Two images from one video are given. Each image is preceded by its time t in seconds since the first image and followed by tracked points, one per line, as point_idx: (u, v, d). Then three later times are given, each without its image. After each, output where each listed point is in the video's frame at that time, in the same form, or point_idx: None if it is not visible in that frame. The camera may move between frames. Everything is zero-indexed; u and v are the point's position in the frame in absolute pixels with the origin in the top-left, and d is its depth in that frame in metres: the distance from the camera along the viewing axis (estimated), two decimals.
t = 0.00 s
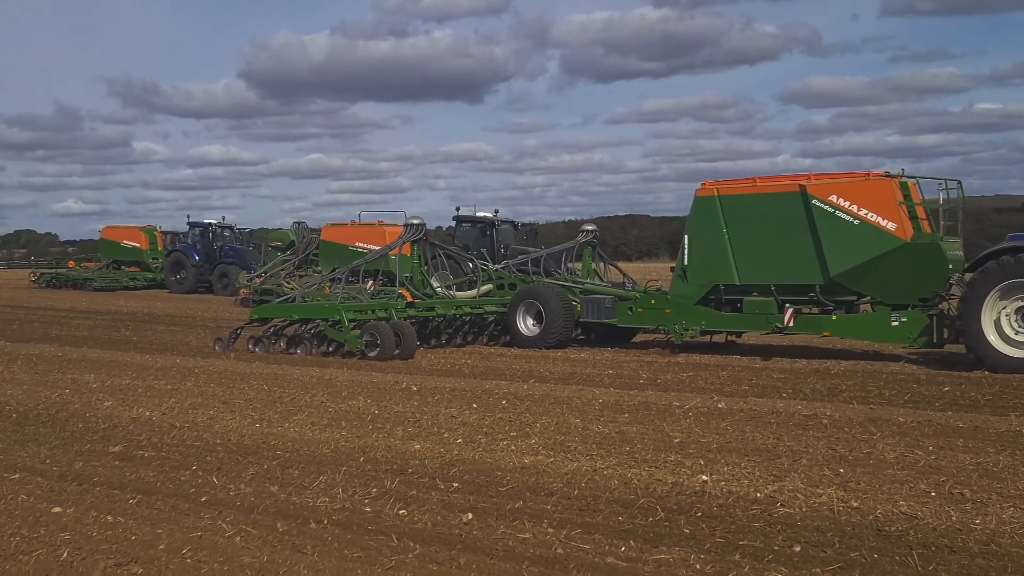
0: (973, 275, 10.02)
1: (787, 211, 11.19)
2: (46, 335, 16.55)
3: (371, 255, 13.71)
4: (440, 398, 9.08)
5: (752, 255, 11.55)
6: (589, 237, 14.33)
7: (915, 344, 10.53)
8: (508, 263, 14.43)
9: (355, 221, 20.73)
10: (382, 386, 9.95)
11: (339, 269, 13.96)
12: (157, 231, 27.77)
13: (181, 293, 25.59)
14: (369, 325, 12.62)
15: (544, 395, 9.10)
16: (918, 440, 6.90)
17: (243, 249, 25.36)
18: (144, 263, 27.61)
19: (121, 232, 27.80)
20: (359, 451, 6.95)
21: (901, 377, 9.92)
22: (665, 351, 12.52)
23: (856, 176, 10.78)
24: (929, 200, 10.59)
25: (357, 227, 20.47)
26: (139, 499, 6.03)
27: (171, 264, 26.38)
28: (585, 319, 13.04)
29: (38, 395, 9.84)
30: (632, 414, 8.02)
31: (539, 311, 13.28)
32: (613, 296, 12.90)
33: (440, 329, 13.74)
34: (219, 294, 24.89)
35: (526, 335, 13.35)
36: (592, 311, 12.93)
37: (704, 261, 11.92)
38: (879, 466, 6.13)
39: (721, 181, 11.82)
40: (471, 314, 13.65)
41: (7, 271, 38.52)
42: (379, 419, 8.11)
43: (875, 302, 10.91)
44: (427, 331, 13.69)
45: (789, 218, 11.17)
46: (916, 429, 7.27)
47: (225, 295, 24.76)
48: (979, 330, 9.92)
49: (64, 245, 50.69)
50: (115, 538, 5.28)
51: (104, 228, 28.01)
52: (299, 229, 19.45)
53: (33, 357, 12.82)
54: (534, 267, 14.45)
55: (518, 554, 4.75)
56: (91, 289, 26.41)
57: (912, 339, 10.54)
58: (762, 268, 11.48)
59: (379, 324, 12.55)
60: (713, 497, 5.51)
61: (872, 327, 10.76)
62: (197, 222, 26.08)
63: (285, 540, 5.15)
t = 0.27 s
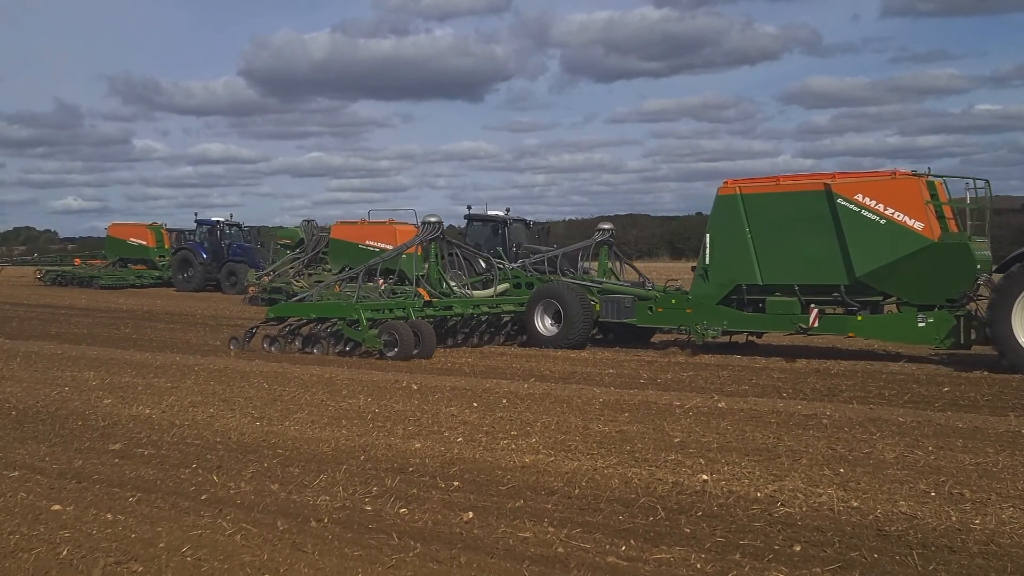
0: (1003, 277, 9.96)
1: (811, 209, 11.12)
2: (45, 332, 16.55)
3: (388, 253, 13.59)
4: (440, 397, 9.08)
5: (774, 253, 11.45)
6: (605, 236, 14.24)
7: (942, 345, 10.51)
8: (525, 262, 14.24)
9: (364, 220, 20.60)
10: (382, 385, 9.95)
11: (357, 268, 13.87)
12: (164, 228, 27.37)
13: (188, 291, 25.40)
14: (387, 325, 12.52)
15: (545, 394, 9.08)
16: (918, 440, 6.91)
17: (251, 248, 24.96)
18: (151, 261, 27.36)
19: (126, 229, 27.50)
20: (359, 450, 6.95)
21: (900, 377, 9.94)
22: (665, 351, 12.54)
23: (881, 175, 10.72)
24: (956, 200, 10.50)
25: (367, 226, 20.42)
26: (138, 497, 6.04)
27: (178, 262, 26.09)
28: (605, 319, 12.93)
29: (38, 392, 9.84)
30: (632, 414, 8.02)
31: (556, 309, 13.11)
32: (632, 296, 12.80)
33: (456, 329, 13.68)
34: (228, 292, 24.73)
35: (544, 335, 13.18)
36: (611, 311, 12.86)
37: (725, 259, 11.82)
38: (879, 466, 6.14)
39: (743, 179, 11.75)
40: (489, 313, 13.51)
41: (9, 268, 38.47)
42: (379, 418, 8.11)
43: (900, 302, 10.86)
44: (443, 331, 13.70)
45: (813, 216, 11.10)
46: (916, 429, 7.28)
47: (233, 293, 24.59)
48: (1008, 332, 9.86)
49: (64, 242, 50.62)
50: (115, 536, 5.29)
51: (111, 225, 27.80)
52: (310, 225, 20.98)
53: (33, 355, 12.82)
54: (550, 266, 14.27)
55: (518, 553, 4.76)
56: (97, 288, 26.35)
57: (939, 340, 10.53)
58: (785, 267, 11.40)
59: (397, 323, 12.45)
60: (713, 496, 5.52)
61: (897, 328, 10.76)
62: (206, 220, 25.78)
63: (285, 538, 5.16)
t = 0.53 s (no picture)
0: None
1: (835, 208, 11.10)
2: (43, 331, 16.55)
3: (405, 252, 13.44)
4: (440, 396, 9.09)
5: (798, 253, 11.43)
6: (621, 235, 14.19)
7: (969, 345, 10.47)
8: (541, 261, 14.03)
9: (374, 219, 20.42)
10: (382, 383, 9.95)
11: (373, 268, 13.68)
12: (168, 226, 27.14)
13: (194, 289, 25.19)
14: (404, 324, 12.30)
15: (545, 393, 9.08)
16: (917, 438, 6.92)
17: (258, 247, 24.59)
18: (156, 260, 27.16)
19: (130, 227, 27.29)
20: (359, 449, 6.96)
21: (899, 376, 9.96)
22: (664, 350, 12.55)
23: (906, 173, 10.64)
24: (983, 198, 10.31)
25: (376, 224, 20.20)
26: (138, 496, 6.04)
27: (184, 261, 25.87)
28: (624, 318, 12.80)
29: (36, 391, 9.84)
30: (632, 413, 8.03)
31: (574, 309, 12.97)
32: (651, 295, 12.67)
33: (473, 329, 13.34)
34: (236, 292, 24.43)
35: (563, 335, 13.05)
36: (630, 311, 12.69)
37: (747, 259, 11.80)
38: (879, 465, 6.15)
39: (766, 178, 11.76)
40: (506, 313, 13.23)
41: (10, 266, 38.43)
42: (379, 417, 8.11)
43: (926, 302, 10.79)
44: (461, 331, 13.27)
45: (838, 215, 11.07)
46: (915, 428, 7.29)
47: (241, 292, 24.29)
48: None
49: (64, 241, 50.53)
50: (115, 535, 5.29)
51: (115, 224, 27.62)
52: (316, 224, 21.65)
53: (32, 354, 12.81)
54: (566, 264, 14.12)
55: (519, 551, 4.76)
56: (103, 287, 26.28)
57: (965, 341, 10.49)
58: (808, 267, 11.37)
59: (415, 323, 12.24)
60: (713, 495, 5.53)
61: (921, 328, 10.74)
62: (213, 218, 25.34)
63: (285, 537, 5.16)
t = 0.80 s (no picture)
0: None
1: (853, 206, 10.83)
2: (36, 332, 16.51)
3: (416, 251, 13.17)
4: (435, 395, 9.09)
5: (816, 252, 11.17)
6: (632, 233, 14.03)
7: (992, 344, 10.28)
8: (553, 260, 13.82)
9: (379, 219, 20.16)
10: (376, 383, 9.95)
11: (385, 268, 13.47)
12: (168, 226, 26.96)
13: (196, 289, 25.01)
14: (418, 325, 12.16)
15: (540, 392, 9.09)
16: (910, 436, 6.94)
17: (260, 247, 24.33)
18: (157, 259, 26.91)
19: (130, 227, 27.08)
20: (354, 448, 6.96)
21: (893, 374, 9.99)
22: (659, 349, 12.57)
23: (926, 170, 10.39)
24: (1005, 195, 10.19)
25: (381, 223, 19.96)
26: (132, 496, 6.03)
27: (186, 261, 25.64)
28: (638, 318, 12.52)
29: (30, 392, 9.82)
30: (627, 412, 8.04)
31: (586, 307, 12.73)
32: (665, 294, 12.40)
33: (486, 328, 13.25)
34: (239, 292, 24.18)
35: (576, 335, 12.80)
36: (646, 311, 12.42)
37: (763, 258, 11.56)
38: (873, 462, 6.17)
39: (782, 175, 11.49)
40: (519, 313, 13.00)
41: (5, 266, 38.33)
42: (374, 417, 8.11)
43: (947, 301, 10.59)
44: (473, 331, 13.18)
45: (856, 213, 10.81)
46: (909, 426, 7.31)
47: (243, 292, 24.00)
48: None
49: (58, 241, 50.31)
50: (109, 536, 5.28)
51: (115, 224, 27.47)
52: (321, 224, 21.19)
53: (25, 355, 12.78)
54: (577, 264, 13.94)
55: (515, 550, 4.77)
56: (103, 288, 26.12)
57: (988, 340, 10.30)
58: (827, 266, 11.12)
59: (430, 323, 12.09)
60: (708, 493, 5.54)
61: (942, 327, 10.53)
62: (213, 218, 25.12)
63: (280, 538, 5.16)
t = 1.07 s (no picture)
0: None
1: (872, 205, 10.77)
2: (28, 329, 16.45)
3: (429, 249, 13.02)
4: (428, 394, 9.08)
5: (836, 251, 11.08)
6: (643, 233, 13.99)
7: (1013, 346, 10.26)
8: (564, 260, 13.51)
9: (381, 218, 20.04)
10: (370, 382, 9.93)
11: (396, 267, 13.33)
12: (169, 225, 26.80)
13: (197, 289, 24.83)
14: (432, 324, 12.01)
15: (533, 391, 9.08)
16: (903, 436, 6.96)
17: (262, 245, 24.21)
18: (156, 258, 26.72)
19: (129, 225, 26.90)
20: (348, 447, 6.95)
21: (886, 373, 10.02)
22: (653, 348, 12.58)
23: (947, 169, 10.36)
24: None
25: (384, 223, 19.77)
26: (125, 495, 6.01)
27: (186, 260, 25.43)
28: (652, 318, 12.41)
29: (22, 390, 9.77)
30: (621, 411, 8.04)
31: (599, 307, 12.66)
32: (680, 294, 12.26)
33: (497, 328, 13.21)
34: (239, 292, 24.05)
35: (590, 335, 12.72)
36: (660, 311, 12.30)
37: (780, 257, 11.45)
38: (866, 462, 6.18)
39: (800, 174, 11.41)
40: (531, 313, 12.91)
41: None
42: (368, 415, 8.10)
43: (968, 302, 10.53)
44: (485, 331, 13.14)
45: (876, 212, 10.74)
46: (902, 426, 7.33)
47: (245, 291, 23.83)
48: None
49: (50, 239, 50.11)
50: (102, 535, 5.26)
51: (115, 222, 27.26)
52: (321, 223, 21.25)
53: (17, 352, 12.72)
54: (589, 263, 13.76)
55: (509, 549, 4.76)
56: (102, 286, 25.97)
57: (1009, 342, 10.28)
58: (845, 266, 11.02)
59: (443, 323, 11.92)
60: (702, 493, 5.54)
61: (964, 328, 10.46)
62: (213, 217, 24.88)
63: (274, 536, 5.14)
